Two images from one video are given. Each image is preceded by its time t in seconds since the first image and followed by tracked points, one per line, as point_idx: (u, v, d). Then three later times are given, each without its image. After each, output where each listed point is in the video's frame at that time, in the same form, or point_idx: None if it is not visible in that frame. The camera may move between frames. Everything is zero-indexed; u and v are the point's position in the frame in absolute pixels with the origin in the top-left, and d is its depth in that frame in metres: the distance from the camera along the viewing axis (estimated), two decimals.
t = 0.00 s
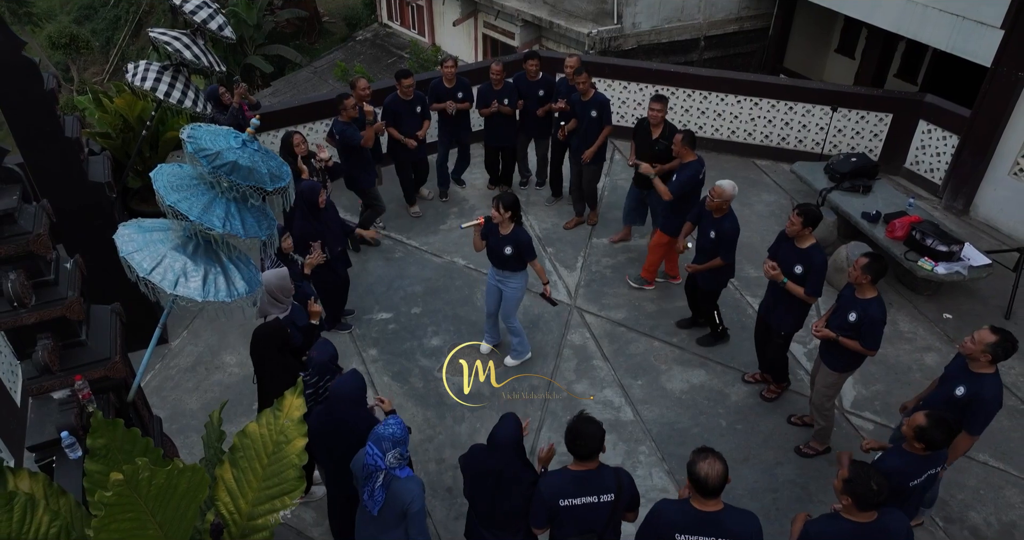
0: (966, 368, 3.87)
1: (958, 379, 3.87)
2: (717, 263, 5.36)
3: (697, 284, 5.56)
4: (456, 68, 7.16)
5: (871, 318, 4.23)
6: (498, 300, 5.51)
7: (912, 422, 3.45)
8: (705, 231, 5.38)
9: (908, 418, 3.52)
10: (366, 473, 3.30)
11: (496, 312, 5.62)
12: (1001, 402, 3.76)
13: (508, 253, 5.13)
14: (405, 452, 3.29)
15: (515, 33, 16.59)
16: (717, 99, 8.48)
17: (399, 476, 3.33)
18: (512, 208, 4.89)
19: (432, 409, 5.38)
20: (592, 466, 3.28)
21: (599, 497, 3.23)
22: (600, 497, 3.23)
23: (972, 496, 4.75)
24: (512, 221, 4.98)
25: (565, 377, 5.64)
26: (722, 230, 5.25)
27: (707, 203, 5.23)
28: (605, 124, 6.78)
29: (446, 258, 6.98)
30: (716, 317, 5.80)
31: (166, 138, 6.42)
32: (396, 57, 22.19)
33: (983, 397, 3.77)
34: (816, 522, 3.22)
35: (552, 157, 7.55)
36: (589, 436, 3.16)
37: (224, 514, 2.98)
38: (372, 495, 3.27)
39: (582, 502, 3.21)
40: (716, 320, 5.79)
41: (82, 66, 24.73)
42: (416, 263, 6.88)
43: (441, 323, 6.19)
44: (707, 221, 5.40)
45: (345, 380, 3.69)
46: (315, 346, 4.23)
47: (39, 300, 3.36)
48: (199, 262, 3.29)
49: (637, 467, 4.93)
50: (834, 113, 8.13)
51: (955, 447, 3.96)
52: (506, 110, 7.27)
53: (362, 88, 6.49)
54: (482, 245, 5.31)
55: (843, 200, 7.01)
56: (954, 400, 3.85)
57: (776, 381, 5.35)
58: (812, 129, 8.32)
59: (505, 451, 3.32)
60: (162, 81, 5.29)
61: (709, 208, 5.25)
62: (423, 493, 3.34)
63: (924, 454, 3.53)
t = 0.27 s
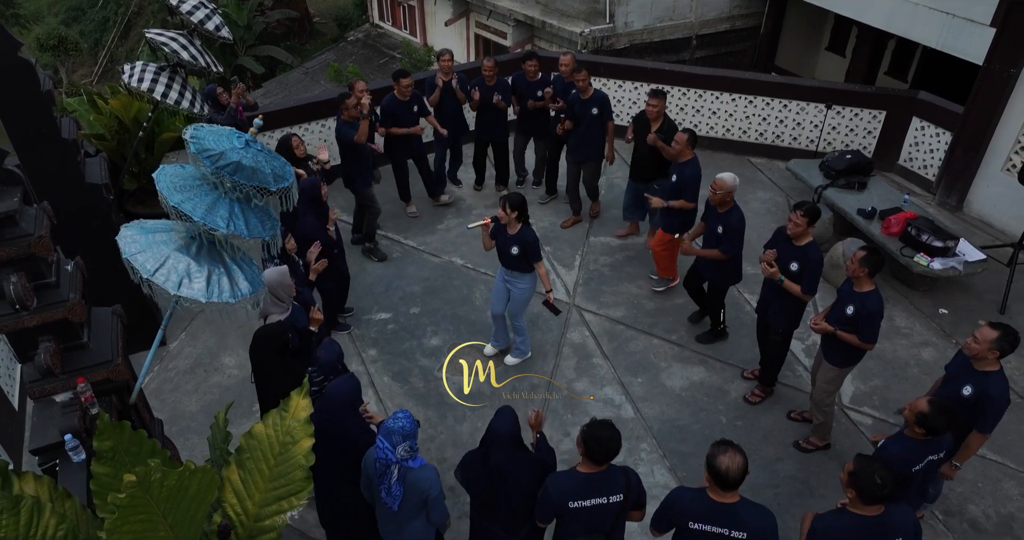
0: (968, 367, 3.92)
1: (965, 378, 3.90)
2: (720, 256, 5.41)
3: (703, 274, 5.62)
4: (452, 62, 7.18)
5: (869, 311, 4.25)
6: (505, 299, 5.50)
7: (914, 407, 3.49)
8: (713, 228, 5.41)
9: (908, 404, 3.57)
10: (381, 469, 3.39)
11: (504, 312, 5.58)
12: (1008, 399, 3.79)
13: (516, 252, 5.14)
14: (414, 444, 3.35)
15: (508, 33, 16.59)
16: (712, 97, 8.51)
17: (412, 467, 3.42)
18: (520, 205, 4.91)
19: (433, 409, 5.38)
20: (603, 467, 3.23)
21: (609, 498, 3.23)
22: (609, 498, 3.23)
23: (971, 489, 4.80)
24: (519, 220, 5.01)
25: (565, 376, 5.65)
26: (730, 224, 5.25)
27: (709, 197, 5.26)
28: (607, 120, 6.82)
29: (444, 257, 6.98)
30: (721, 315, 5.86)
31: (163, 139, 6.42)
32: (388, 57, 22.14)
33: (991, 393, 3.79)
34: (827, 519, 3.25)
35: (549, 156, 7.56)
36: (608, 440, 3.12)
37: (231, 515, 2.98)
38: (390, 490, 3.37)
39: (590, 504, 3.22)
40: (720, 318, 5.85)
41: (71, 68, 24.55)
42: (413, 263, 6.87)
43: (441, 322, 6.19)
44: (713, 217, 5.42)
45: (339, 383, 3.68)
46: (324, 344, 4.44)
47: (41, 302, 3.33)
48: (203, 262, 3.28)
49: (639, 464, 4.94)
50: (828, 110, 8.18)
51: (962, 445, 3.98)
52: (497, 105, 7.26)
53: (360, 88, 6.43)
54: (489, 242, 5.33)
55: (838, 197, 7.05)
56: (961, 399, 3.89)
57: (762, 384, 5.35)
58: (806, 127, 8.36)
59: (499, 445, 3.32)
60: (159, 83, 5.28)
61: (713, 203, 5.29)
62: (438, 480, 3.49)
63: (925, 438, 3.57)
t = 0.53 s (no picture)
0: (971, 362, 3.94)
1: (969, 377, 3.92)
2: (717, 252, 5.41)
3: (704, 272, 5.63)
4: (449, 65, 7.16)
5: (870, 312, 4.26)
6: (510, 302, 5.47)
7: (920, 402, 3.50)
8: (710, 225, 5.44)
9: (914, 399, 3.57)
10: (387, 467, 3.39)
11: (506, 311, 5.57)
12: (1013, 396, 3.83)
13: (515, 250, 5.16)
14: (419, 439, 3.36)
15: (501, 33, 16.59)
16: (708, 96, 8.54)
17: (417, 462, 3.43)
18: (521, 202, 4.95)
19: (433, 408, 5.38)
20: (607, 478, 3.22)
21: (613, 508, 3.22)
22: (612, 508, 3.22)
23: (970, 483, 4.83)
24: (520, 217, 5.04)
25: (565, 375, 5.66)
26: (726, 219, 5.28)
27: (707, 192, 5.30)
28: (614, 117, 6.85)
29: (442, 257, 6.97)
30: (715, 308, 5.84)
31: (160, 141, 6.33)
32: (381, 58, 22.11)
33: (997, 391, 3.83)
34: (826, 508, 3.26)
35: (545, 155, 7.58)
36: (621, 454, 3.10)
37: (238, 517, 2.97)
38: (397, 487, 3.37)
39: (594, 514, 3.20)
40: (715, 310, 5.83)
41: (61, 70, 24.38)
42: (412, 264, 6.87)
43: (440, 322, 6.18)
44: (711, 213, 5.46)
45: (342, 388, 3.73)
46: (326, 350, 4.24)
47: (43, 305, 3.32)
48: (206, 263, 3.27)
49: (641, 462, 4.96)
50: (823, 108, 8.23)
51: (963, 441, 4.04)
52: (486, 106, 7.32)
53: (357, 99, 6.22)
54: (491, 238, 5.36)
55: (834, 194, 7.09)
56: (968, 399, 3.90)
57: (762, 382, 5.37)
58: (801, 125, 8.41)
59: (496, 448, 3.31)
60: (157, 84, 5.27)
61: (709, 197, 5.32)
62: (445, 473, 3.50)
63: (930, 431, 3.60)
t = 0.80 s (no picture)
0: (971, 359, 3.98)
1: (970, 373, 3.96)
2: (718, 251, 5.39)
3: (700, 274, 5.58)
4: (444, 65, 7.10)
5: (874, 317, 4.31)
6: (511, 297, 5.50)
7: (936, 395, 3.51)
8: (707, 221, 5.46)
9: (927, 391, 3.59)
10: (389, 471, 3.34)
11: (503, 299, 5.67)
12: (1016, 392, 3.87)
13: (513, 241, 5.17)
14: (421, 442, 3.30)
15: (494, 33, 16.59)
16: (703, 94, 8.57)
17: (419, 465, 3.36)
18: (518, 192, 4.98)
19: (435, 408, 5.38)
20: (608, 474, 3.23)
21: (613, 504, 3.25)
22: (613, 503, 3.24)
23: (969, 477, 4.88)
24: (515, 208, 5.07)
25: (566, 373, 5.67)
26: (724, 217, 5.31)
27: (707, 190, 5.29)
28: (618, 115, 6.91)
29: (440, 257, 6.97)
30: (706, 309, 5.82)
31: (155, 143, 6.25)
32: (373, 58, 22.07)
33: (999, 388, 3.87)
34: (829, 500, 3.28)
35: (542, 154, 7.59)
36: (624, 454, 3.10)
37: (245, 518, 2.98)
38: (398, 490, 3.32)
39: (596, 509, 3.23)
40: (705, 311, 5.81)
41: (50, 72, 24.21)
42: (410, 264, 6.86)
43: (440, 322, 6.19)
44: (708, 210, 5.46)
45: (349, 387, 3.70)
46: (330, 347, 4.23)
47: (45, 307, 3.30)
48: (211, 265, 3.26)
49: (643, 460, 4.98)
50: (818, 107, 8.27)
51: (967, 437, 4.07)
52: (484, 103, 7.34)
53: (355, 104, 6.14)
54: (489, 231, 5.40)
55: (830, 192, 7.14)
56: (972, 394, 3.92)
57: (761, 379, 5.38)
58: (796, 123, 8.45)
59: (502, 442, 3.33)
60: (154, 85, 5.26)
61: (708, 195, 5.31)
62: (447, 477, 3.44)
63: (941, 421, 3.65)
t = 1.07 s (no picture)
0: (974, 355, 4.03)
1: (970, 369, 4.02)
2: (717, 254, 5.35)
3: (697, 283, 5.53)
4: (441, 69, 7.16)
5: (879, 320, 4.34)
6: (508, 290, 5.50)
7: (950, 388, 3.55)
8: (700, 224, 5.43)
9: (940, 386, 3.62)
10: (394, 481, 3.31)
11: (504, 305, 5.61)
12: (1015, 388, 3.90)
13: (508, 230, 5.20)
14: (426, 451, 3.29)
15: (486, 33, 16.60)
16: (699, 93, 8.60)
17: (424, 474, 3.38)
18: (507, 181, 5.06)
19: (436, 408, 5.38)
20: (625, 471, 3.26)
21: (632, 499, 3.27)
22: (633, 498, 3.27)
23: (968, 471, 4.92)
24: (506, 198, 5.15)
25: (566, 372, 5.69)
26: (719, 222, 5.27)
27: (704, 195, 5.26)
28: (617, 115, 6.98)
29: (439, 258, 6.97)
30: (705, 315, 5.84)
31: (152, 144, 6.22)
32: (365, 59, 22.03)
33: (999, 384, 3.90)
34: (842, 496, 3.30)
35: (539, 154, 7.60)
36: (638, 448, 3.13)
37: (254, 520, 2.98)
38: (404, 500, 3.28)
39: (615, 506, 3.25)
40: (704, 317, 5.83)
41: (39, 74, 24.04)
42: (409, 265, 6.86)
43: (440, 322, 6.19)
44: (702, 215, 5.43)
45: (363, 385, 3.68)
46: (330, 350, 4.21)
47: (49, 311, 3.28)
48: (216, 266, 3.25)
49: (645, 457, 4.99)
50: (813, 105, 8.31)
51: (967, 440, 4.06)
52: (484, 102, 7.35)
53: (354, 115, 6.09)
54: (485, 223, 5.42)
55: (827, 189, 7.18)
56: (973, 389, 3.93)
57: (761, 376, 5.41)
58: (791, 121, 8.49)
59: (523, 442, 3.34)
60: (152, 87, 5.23)
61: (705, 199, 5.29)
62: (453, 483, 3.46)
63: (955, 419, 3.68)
